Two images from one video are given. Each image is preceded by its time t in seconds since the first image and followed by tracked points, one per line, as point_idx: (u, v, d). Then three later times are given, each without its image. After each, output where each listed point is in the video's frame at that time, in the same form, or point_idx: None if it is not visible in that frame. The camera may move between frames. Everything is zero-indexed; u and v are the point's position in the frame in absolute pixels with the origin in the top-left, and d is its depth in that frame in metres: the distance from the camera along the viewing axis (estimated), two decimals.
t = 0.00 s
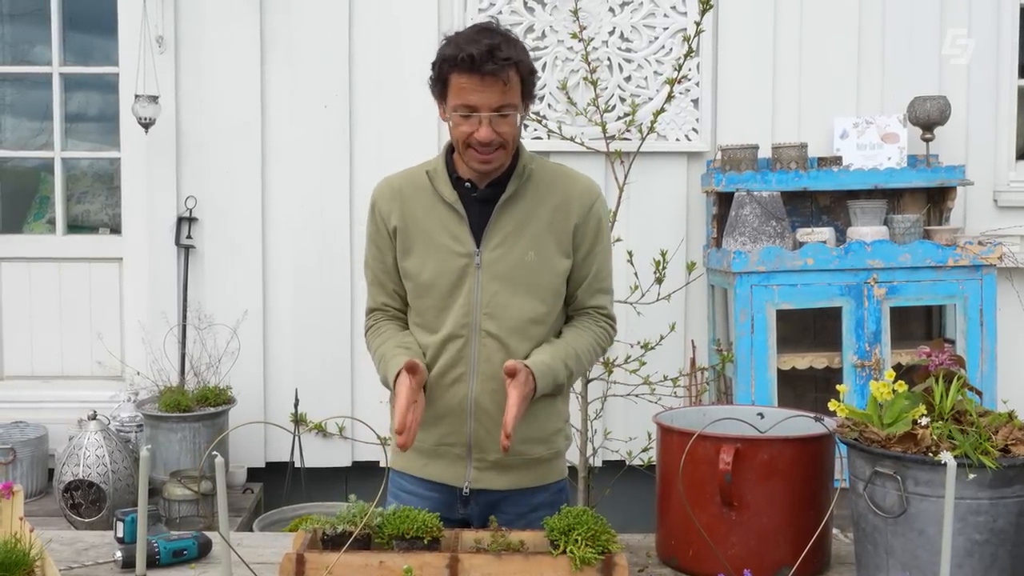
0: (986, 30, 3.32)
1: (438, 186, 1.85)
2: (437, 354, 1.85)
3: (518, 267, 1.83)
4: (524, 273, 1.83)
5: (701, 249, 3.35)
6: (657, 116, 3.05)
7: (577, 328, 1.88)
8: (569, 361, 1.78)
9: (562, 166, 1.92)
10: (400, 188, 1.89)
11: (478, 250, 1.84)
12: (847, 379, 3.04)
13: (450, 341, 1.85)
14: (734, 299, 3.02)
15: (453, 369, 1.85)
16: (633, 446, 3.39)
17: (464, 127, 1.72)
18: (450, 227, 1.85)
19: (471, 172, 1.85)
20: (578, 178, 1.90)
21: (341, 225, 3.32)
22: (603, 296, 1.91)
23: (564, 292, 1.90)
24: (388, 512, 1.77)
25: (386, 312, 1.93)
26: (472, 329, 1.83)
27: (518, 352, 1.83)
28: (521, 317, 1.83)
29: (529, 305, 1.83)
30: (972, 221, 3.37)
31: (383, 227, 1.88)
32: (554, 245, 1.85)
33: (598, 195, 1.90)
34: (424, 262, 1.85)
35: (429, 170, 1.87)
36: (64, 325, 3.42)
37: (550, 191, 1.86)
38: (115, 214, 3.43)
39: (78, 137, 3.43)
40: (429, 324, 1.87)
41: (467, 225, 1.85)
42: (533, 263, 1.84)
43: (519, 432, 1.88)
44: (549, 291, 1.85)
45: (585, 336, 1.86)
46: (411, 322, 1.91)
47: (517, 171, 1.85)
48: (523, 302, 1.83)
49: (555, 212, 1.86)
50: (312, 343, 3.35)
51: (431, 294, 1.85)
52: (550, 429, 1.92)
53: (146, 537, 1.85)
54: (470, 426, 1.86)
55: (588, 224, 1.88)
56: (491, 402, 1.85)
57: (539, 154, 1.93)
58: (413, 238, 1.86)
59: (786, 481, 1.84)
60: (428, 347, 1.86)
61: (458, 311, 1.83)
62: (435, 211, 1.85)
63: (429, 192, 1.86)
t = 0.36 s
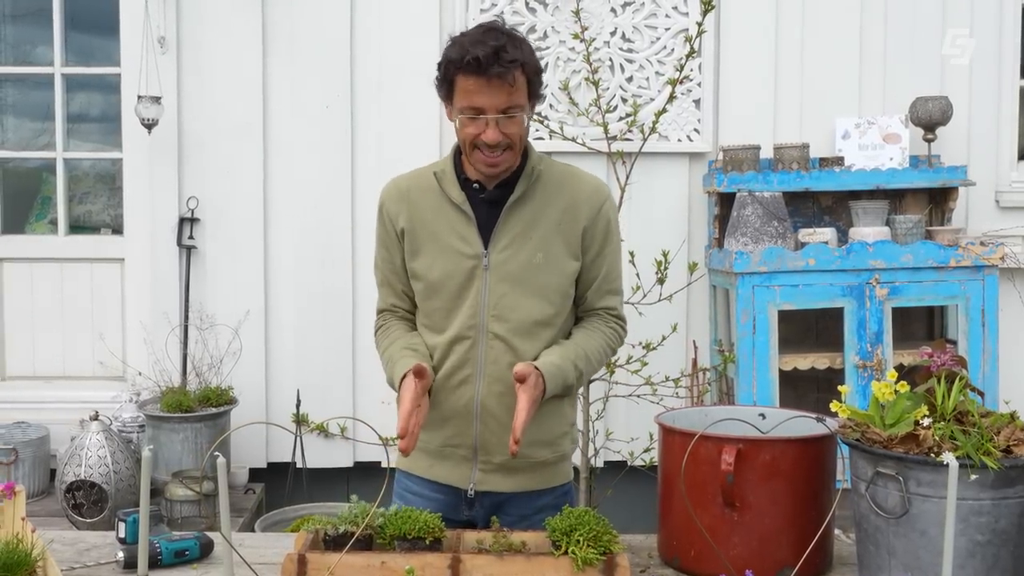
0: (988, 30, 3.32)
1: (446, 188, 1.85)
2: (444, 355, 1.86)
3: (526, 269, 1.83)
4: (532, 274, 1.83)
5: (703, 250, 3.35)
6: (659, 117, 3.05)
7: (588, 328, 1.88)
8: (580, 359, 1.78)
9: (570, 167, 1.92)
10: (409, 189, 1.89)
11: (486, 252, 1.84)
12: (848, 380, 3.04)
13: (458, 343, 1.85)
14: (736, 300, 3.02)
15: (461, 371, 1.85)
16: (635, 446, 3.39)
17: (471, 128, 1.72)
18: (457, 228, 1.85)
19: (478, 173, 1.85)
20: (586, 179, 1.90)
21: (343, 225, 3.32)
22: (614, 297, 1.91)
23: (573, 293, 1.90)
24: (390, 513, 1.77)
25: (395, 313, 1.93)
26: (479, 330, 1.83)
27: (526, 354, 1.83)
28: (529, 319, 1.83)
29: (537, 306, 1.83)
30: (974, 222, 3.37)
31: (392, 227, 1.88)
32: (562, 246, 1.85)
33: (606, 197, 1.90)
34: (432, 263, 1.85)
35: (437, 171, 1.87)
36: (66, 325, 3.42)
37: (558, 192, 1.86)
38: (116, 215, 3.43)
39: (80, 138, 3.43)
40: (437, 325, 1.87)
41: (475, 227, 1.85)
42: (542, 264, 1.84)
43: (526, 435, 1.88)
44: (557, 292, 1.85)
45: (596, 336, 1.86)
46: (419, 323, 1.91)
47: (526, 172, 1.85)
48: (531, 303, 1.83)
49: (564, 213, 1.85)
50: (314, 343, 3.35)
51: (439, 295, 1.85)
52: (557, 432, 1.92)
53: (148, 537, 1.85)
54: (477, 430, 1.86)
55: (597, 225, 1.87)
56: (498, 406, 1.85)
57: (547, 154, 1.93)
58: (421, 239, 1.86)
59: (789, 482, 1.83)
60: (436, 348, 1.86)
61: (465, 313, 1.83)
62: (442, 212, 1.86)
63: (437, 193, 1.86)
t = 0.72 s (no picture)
0: (991, 31, 3.32)
1: (453, 188, 1.85)
2: (449, 355, 1.86)
3: (533, 271, 1.83)
4: (538, 277, 1.84)
5: (705, 251, 3.35)
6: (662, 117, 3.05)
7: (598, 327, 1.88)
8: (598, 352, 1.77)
9: (577, 169, 1.92)
10: (415, 188, 1.88)
11: (493, 253, 1.84)
12: (851, 381, 3.04)
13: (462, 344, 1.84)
14: (738, 301, 3.02)
15: (465, 371, 1.85)
16: (637, 447, 3.38)
17: (480, 121, 1.72)
18: (464, 229, 1.85)
19: (486, 174, 1.87)
20: (593, 181, 1.91)
21: (345, 226, 3.33)
22: (620, 299, 1.91)
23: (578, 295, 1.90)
24: (392, 513, 1.77)
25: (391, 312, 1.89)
26: (484, 332, 1.83)
27: (530, 354, 1.85)
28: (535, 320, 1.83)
29: (543, 308, 1.84)
30: (976, 222, 3.37)
31: (397, 226, 1.87)
32: (569, 249, 1.86)
33: (613, 200, 1.90)
34: (437, 263, 1.84)
35: (445, 172, 1.87)
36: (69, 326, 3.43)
37: (565, 195, 1.87)
38: (119, 216, 3.44)
39: (82, 139, 3.43)
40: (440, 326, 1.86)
41: (482, 229, 1.85)
42: (548, 267, 1.84)
43: (529, 438, 1.87)
44: (564, 295, 1.85)
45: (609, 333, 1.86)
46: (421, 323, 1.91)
47: (533, 174, 1.85)
48: (537, 306, 1.84)
49: (570, 216, 1.86)
50: (316, 344, 3.36)
51: (445, 295, 1.84)
52: (559, 435, 1.92)
53: (150, 538, 1.84)
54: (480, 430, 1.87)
55: (604, 228, 1.88)
56: (502, 408, 1.86)
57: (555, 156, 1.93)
58: (426, 239, 1.86)
59: (791, 483, 1.83)
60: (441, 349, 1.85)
61: (470, 314, 1.83)
62: (448, 213, 1.85)
63: (443, 194, 1.86)
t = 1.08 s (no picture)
0: (993, 31, 3.32)
1: (457, 191, 1.85)
2: (453, 359, 1.85)
3: (537, 274, 1.83)
4: (543, 280, 1.84)
5: (707, 252, 3.35)
6: (664, 118, 3.05)
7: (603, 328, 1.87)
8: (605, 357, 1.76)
9: (580, 172, 1.92)
10: (417, 192, 1.88)
11: (497, 256, 1.84)
12: (853, 382, 3.04)
13: (467, 348, 1.84)
14: (740, 302, 3.02)
15: (470, 375, 1.85)
16: (640, 448, 3.38)
17: (478, 96, 1.74)
18: (468, 233, 1.85)
19: (489, 173, 1.87)
20: (596, 183, 1.91)
21: (348, 227, 3.33)
22: (623, 302, 1.91)
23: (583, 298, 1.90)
24: (394, 515, 1.77)
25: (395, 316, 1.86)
26: (489, 336, 1.83)
27: (535, 359, 1.85)
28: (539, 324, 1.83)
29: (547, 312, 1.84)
30: (979, 224, 3.36)
31: (399, 230, 1.87)
32: (573, 253, 1.86)
33: (616, 202, 1.90)
34: (442, 268, 1.85)
35: (447, 175, 1.87)
36: (71, 328, 3.43)
37: (568, 198, 1.87)
38: (121, 217, 3.44)
39: (85, 140, 3.44)
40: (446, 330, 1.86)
41: (486, 233, 1.85)
42: (552, 270, 1.84)
43: (533, 442, 1.88)
44: (568, 299, 1.85)
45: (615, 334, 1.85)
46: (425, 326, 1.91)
47: (535, 176, 1.85)
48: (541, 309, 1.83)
49: (574, 219, 1.86)
50: (318, 345, 3.36)
51: (449, 300, 1.84)
52: (563, 438, 1.92)
53: (152, 539, 1.84)
54: (484, 435, 1.87)
55: (607, 231, 1.88)
56: (505, 412, 1.86)
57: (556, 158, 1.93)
58: (430, 244, 1.86)
59: (794, 484, 1.83)
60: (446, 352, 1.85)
61: (475, 319, 1.83)
62: (453, 216, 1.85)
63: (447, 196, 1.86)
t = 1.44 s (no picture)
0: (996, 33, 3.32)
1: (449, 198, 1.85)
2: (452, 365, 1.86)
3: (533, 279, 1.83)
4: (538, 285, 1.84)
5: (710, 253, 3.35)
6: (666, 119, 3.05)
7: (601, 329, 1.87)
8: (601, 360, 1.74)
9: (574, 174, 1.92)
10: (411, 199, 1.88)
11: (492, 262, 1.84)
12: (856, 383, 3.03)
13: (464, 355, 1.85)
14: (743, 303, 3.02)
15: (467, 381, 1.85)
16: (642, 449, 3.38)
17: (472, 106, 1.74)
18: (462, 240, 1.85)
19: (482, 180, 1.87)
20: (590, 185, 1.90)
21: (350, 228, 3.33)
22: (619, 304, 1.91)
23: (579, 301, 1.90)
24: (397, 516, 1.77)
25: (397, 323, 1.89)
26: (486, 343, 1.84)
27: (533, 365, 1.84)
28: (536, 328, 1.83)
29: (542, 317, 1.84)
30: (982, 225, 3.36)
31: (395, 237, 1.88)
32: (568, 256, 1.86)
33: (610, 204, 1.89)
34: (437, 275, 1.85)
35: (439, 181, 1.87)
36: (74, 328, 3.43)
37: (562, 201, 1.87)
38: (125, 218, 3.44)
39: (88, 141, 3.44)
40: (444, 336, 1.87)
41: (481, 239, 1.85)
42: (547, 275, 1.84)
43: (533, 446, 1.88)
44: (564, 303, 1.85)
45: (612, 335, 1.85)
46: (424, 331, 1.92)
47: (528, 181, 1.85)
48: (537, 314, 1.84)
49: (568, 223, 1.86)
50: (321, 346, 3.36)
51: (445, 307, 1.85)
52: (564, 441, 1.92)
53: (155, 540, 1.84)
54: (483, 441, 1.87)
55: (602, 234, 1.88)
56: (505, 416, 1.86)
57: (550, 161, 1.93)
58: (425, 251, 1.86)
59: (797, 486, 1.83)
60: (444, 359, 1.86)
61: (471, 325, 1.84)
62: (446, 223, 1.85)
63: (439, 203, 1.86)
